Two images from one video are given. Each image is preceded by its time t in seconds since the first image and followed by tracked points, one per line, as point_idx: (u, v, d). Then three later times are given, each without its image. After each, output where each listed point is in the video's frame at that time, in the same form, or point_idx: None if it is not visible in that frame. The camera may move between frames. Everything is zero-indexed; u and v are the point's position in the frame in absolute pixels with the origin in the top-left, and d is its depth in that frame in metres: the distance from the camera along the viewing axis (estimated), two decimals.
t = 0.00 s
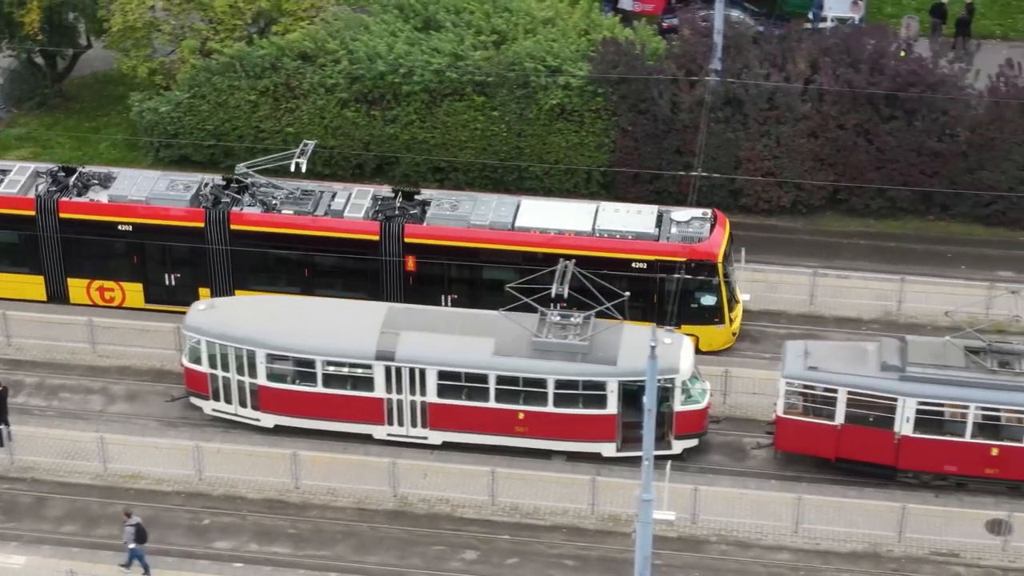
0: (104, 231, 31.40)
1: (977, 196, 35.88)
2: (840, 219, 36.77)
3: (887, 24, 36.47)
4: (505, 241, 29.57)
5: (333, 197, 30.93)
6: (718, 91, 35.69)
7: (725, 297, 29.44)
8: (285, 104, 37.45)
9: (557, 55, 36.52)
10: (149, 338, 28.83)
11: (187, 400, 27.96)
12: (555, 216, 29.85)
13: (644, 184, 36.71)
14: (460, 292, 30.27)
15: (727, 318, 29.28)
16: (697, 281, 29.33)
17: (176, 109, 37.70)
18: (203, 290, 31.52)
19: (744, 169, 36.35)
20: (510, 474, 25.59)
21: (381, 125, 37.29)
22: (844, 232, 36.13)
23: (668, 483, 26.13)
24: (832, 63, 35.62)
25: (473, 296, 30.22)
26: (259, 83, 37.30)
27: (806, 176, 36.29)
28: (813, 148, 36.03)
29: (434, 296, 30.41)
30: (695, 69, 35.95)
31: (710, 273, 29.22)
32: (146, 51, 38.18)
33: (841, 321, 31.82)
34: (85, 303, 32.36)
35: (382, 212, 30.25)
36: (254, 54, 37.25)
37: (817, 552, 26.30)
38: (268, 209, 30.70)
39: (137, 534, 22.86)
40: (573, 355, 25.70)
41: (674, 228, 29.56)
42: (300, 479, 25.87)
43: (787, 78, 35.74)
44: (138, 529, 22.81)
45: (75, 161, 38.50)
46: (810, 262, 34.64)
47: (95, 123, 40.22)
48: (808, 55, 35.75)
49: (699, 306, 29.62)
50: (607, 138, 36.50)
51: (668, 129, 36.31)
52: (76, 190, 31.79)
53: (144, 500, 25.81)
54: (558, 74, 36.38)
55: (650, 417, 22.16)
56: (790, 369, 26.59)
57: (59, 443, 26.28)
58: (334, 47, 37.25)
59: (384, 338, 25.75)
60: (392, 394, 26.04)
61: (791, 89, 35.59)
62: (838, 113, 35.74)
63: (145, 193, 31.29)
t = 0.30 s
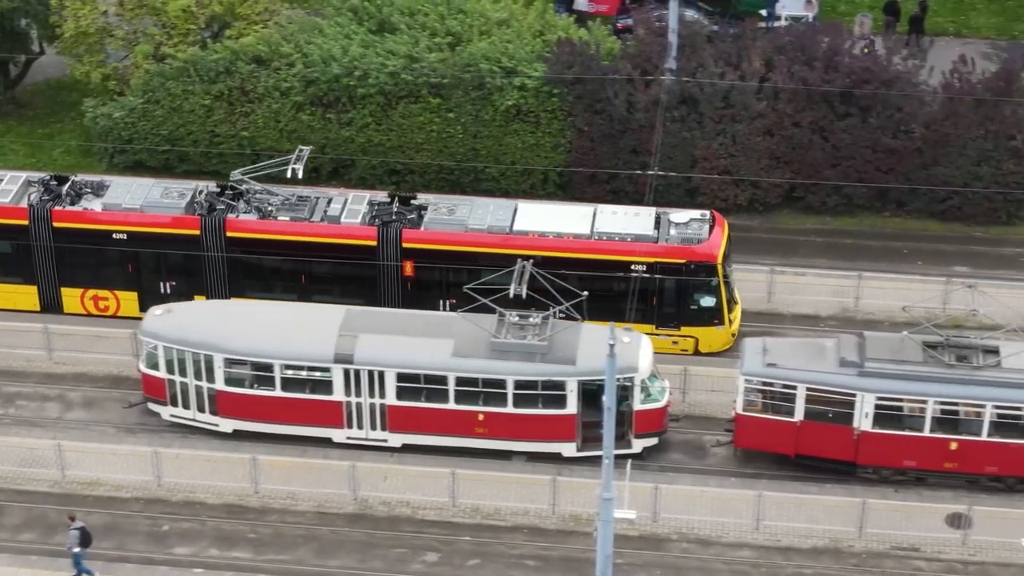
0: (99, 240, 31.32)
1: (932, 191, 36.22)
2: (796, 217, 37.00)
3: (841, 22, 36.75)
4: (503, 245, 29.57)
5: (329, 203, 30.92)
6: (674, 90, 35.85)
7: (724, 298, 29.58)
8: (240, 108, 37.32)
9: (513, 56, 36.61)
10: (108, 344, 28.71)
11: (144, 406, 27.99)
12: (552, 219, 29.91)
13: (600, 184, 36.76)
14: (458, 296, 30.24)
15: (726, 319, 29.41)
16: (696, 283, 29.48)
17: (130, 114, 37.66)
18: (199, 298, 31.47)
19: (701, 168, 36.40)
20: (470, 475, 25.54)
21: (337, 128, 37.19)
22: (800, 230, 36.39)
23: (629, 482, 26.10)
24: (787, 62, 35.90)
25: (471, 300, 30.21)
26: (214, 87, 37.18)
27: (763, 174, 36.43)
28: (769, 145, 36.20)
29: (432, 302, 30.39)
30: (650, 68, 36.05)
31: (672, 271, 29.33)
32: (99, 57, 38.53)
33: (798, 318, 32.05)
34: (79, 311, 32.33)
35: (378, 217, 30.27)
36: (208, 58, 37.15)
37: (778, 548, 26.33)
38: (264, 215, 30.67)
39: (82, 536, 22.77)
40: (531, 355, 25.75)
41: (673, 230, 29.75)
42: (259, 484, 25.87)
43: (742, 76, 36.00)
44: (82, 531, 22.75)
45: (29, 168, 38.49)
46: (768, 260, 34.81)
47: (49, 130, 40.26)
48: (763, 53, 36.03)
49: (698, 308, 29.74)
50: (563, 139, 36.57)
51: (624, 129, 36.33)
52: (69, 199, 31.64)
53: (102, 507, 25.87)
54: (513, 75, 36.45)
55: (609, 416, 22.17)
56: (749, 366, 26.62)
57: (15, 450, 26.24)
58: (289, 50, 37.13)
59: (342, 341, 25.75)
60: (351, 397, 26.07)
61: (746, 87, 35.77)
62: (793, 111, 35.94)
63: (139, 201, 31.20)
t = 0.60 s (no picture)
0: (96, 248, 31.13)
1: (889, 188, 36.60)
2: (754, 215, 37.27)
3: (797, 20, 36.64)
4: (505, 248, 29.65)
5: (328, 208, 30.82)
6: (631, 90, 35.84)
7: (726, 298, 29.66)
8: (196, 113, 37.33)
9: (469, 57, 36.64)
10: (64, 351, 28.82)
11: (103, 412, 27.99)
12: (553, 222, 30.03)
13: (558, 184, 36.98)
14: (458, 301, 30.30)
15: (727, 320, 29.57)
16: (698, 283, 29.59)
17: (86, 120, 37.64)
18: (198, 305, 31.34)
19: (658, 168, 36.40)
20: (432, 477, 25.66)
21: (293, 130, 37.23)
22: (758, 228, 36.62)
23: (591, 482, 26.24)
24: (744, 61, 35.96)
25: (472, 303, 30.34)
26: (169, 92, 37.15)
27: (720, 172, 36.65)
28: (726, 144, 36.37)
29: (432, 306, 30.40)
30: (607, 68, 36.11)
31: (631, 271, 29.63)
32: (54, 63, 38.43)
33: (758, 316, 32.07)
34: (75, 321, 32.13)
35: (378, 222, 30.27)
36: (163, 62, 37.09)
37: (741, 546, 26.35)
38: (263, 221, 30.55)
39: (28, 545, 22.73)
40: (492, 356, 25.87)
41: (674, 230, 29.88)
42: (220, 489, 25.99)
43: (699, 75, 35.94)
44: (29, 540, 22.68)
45: None
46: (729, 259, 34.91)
47: (4, 137, 40.20)
48: (719, 53, 36.05)
49: (700, 309, 29.82)
50: (520, 140, 36.71)
51: (581, 129, 36.44)
52: (64, 208, 31.49)
53: (62, 514, 25.80)
54: (470, 76, 36.47)
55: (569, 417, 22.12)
56: (709, 364, 26.60)
57: None
58: (244, 54, 37.07)
59: (302, 344, 25.86)
60: (311, 401, 26.18)
61: (703, 87, 35.72)
62: (749, 109, 36.08)
63: (137, 209, 31.05)
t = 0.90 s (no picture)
0: (95, 256, 30.69)
1: (847, 185, 36.72)
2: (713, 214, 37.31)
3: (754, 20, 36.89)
4: (507, 252, 29.70)
5: (328, 214, 30.66)
6: (588, 90, 35.96)
7: (729, 299, 29.61)
8: (152, 118, 37.19)
9: (426, 59, 36.73)
10: (22, 358, 29.12)
11: (62, 419, 28.02)
12: (555, 225, 30.10)
13: (517, 186, 36.96)
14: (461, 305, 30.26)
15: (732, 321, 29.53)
16: (702, 285, 29.58)
17: (42, 126, 37.44)
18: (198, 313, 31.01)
19: (617, 168, 36.42)
20: (395, 479, 25.92)
21: (251, 135, 37.12)
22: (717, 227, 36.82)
23: (553, 482, 26.36)
24: (700, 61, 36.15)
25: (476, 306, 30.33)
26: (125, 97, 37.00)
27: (678, 172, 36.66)
28: (684, 144, 36.40)
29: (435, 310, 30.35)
30: (564, 69, 36.19)
31: (591, 270, 29.77)
32: (9, 69, 39.10)
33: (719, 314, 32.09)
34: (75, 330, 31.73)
35: (379, 227, 30.07)
36: (119, 68, 36.97)
37: (703, 544, 26.28)
38: (263, 227, 30.31)
39: None
40: (452, 357, 26.09)
41: (677, 232, 29.91)
42: (181, 495, 26.05)
43: (656, 75, 36.11)
44: None
45: None
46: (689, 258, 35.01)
47: None
48: (676, 53, 36.21)
49: (704, 309, 29.75)
50: (478, 141, 36.73)
51: (539, 130, 36.49)
52: (63, 216, 30.99)
53: (23, 522, 25.70)
54: (427, 78, 36.57)
55: (530, 419, 22.04)
56: (670, 362, 26.57)
57: None
58: (200, 59, 36.96)
59: (262, 348, 26.00)
60: (271, 405, 26.30)
61: (660, 87, 35.86)
62: (707, 108, 36.18)
63: (136, 216, 30.64)
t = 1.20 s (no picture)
0: (96, 264, 30.30)
1: (806, 184, 36.90)
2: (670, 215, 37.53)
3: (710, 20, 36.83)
4: (512, 255, 29.68)
5: (330, 218, 30.46)
6: (546, 92, 35.96)
7: (734, 300, 29.66)
8: (109, 124, 37.05)
9: (383, 63, 36.56)
10: None
11: (21, 427, 28.15)
12: (558, 227, 30.12)
13: (476, 188, 37.15)
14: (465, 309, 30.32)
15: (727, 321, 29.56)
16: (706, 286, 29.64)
17: None
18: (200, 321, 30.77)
19: (574, 169, 36.59)
20: (357, 483, 25.79)
21: (208, 140, 36.98)
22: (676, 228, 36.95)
23: (515, 484, 26.30)
24: (657, 61, 36.20)
25: (480, 310, 30.33)
26: (82, 103, 36.85)
27: (636, 172, 36.76)
28: (642, 145, 36.53)
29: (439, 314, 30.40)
30: (521, 71, 36.26)
31: (550, 272, 29.84)
32: None
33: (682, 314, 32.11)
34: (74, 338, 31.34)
35: (382, 231, 29.90)
36: (74, 75, 36.91)
37: (665, 543, 26.32)
38: (265, 233, 30.08)
39: None
40: (413, 360, 26.14)
41: (681, 233, 29.97)
42: (142, 501, 26.06)
43: (613, 76, 36.17)
44: None
45: None
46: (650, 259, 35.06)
47: None
48: (632, 53, 36.31)
49: (708, 311, 29.77)
50: (437, 144, 36.74)
51: (497, 132, 36.57)
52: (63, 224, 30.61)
53: None
54: (384, 81, 36.41)
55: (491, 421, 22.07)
56: (629, 363, 26.55)
57: None
58: (156, 64, 36.91)
59: (221, 353, 26.03)
60: (231, 410, 26.35)
61: (616, 87, 35.91)
62: (664, 109, 36.23)
63: (137, 223, 30.29)
